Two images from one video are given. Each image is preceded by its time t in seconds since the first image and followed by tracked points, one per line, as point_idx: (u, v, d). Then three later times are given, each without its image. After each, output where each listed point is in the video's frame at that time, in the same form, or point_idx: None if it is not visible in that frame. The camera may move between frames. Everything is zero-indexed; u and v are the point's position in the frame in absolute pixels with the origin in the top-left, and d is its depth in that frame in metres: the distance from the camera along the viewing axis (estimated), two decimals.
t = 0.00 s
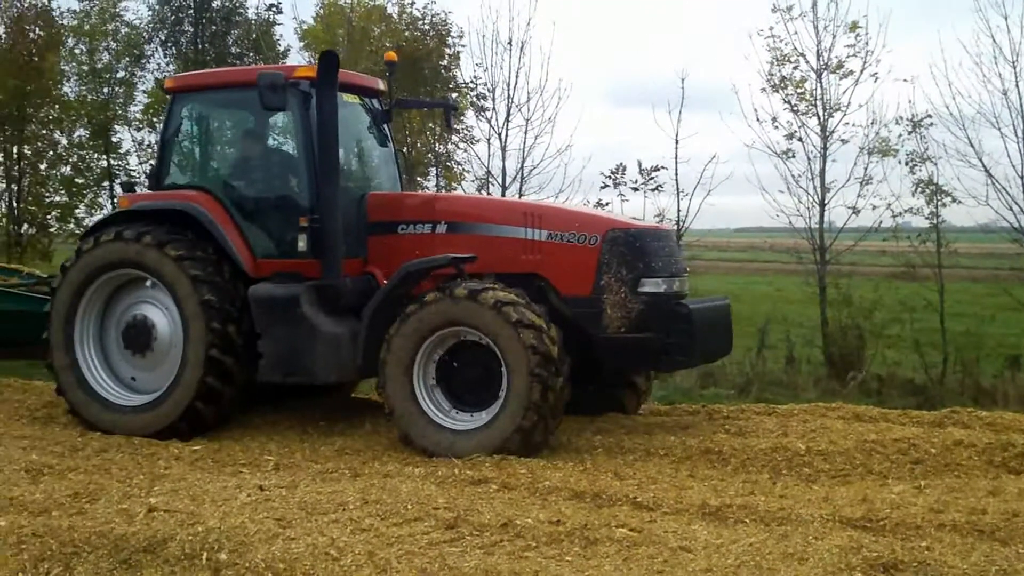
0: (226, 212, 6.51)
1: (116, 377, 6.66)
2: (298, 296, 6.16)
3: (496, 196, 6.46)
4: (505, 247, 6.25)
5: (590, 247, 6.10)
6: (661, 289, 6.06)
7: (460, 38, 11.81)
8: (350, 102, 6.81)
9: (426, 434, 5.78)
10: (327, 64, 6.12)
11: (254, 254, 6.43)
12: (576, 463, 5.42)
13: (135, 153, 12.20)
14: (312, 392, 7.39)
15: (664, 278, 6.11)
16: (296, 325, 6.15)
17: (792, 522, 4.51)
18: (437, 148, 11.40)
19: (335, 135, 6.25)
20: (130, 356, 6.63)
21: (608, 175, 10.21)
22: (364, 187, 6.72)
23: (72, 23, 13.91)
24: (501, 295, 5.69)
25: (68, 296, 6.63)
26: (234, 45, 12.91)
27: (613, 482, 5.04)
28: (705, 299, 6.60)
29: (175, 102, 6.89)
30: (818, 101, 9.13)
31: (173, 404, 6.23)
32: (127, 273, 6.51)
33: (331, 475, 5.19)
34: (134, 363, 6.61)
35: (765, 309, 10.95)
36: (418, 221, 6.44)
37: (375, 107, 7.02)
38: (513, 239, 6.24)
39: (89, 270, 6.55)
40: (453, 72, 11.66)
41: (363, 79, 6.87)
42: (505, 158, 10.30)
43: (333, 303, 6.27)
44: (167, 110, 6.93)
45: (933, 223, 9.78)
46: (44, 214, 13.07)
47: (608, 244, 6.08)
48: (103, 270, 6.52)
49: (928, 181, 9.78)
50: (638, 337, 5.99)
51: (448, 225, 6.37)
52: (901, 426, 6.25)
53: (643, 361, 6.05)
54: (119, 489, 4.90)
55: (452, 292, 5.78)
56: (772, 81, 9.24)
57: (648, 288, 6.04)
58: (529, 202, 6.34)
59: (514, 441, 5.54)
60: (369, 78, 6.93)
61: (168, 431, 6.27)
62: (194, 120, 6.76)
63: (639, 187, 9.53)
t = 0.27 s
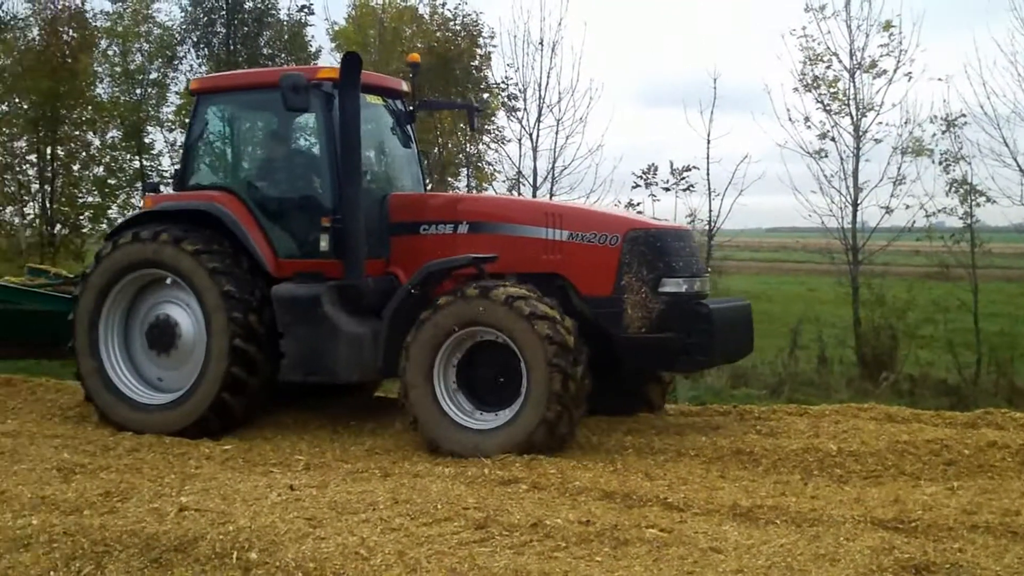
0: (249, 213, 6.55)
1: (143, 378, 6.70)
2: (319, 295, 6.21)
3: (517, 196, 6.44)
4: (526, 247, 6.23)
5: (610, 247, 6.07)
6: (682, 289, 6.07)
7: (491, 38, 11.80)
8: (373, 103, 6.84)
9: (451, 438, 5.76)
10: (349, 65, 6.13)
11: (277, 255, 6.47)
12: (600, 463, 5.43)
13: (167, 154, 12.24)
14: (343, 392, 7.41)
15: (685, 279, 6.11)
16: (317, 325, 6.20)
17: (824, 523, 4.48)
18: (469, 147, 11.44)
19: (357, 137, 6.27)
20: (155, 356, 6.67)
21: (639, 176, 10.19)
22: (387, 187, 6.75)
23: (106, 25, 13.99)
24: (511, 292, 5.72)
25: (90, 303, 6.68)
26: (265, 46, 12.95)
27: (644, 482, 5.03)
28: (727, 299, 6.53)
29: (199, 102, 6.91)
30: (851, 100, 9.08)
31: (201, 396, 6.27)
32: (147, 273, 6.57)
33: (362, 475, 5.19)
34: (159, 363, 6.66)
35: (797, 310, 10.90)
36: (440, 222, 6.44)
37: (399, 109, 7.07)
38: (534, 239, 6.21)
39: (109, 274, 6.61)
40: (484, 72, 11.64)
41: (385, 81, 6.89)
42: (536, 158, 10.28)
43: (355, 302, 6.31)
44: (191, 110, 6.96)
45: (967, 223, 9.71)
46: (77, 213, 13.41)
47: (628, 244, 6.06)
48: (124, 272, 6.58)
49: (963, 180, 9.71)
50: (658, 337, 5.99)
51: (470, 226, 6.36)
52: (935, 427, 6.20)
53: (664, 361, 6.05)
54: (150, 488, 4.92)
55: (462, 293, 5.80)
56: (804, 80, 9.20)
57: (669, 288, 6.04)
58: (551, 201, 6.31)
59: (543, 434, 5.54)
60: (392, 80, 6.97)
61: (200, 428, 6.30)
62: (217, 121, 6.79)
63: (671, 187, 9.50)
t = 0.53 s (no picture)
0: (275, 212, 6.58)
1: (175, 381, 6.73)
2: (343, 294, 6.25)
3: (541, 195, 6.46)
4: (548, 246, 6.25)
5: (632, 245, 6.07)
6: (704, 288, 6.04)
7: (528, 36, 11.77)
8: (398, 102, 6.86)
9: (482, 440, 5.73)
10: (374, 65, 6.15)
11: (303, 253, 6.51)
12: (637, 462, 5.41)
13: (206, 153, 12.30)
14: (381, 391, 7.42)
15: (708, 277, 6.08)
16: (341, 323, 6.25)
17: (862, 525, 4.45)
18: (506, 145, 11.44)
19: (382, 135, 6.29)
20: (185, 356, 6.72)
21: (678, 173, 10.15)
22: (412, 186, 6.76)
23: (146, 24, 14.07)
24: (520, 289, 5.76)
25: (117, 312, 6.76)
26: (303, 45, 12.98)
27: (681, 483, 5.01)
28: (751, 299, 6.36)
29: (226, 101, 6.94)
30: (891, 96, 9.01)
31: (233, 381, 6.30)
32: (171, 272, 6.65)
33: (398, 474, 5.20)
34: (191, 362, 6.70)
35: (837, 308, 10.83)
36: (464, 220, 6.47)
37: (424, 108, 7.08)
38: (556, 237, 6.23)
39: (135, 278, 6.70)
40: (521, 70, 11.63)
41: (411, 80, 6.90)
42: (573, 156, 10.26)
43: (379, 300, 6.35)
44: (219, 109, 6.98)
45: (1009, 219, 9.63)
46: (117, 212, 13.58)
47: (650, 242, 6.05)
48: (149, 275, 6.66)
49: (1004, 176, 9.63)
50: (681, 335, 5.95)
51: (494, 224, 6.39)
52: (976, 427, 6.15)
53: (688, 359, 6.00)
54: (187, 487, 4.94)
55: (472, 297, 5.85)
56: (844, 76, 9.13)
57: (691, 287, 6.02)
58: (574, 200, 6.32)
59: (568, 421, 5.50)
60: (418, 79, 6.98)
61: (234, 419, 6.32)
62: (242, 120, 6.81)
63: (709, 185, 9.46)
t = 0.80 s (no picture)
0: (289, 216, 6.60)
1: (194, 387, 6.73)
2: (357, 298, 6.25)
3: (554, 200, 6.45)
4: (559, 250, 6.25)
5: (644, 250, 6.08)
6: (716, 292, 6.05)
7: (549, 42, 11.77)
8: (412, 108, 6.87)
9: (501, 446, 5.70)
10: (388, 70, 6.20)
11: (316, 257, 6.51)
12: (658, 467, 5.40)
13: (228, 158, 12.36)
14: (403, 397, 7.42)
15: (719, 282, 6.11)
16: (355, 327, 6.25)
17: (886, 529, 4.42)
18: (528, 150, 11.51)
19: (396, 141, 6.34)
20: (202, 361, 6.74)
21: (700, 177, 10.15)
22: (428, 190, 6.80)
23: (169, 31, 14.13)
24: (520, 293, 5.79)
25: (129, 327, 6.78)
26: (325, 50, 13.01)
27: (704, 487, 4.99)
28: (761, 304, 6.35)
29: (242, 107, 6.99)
30: (914, 101, 8.99)
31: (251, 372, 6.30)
32: (179, 278, 6.69)
33: (420, 478, 5.19)
34: (208, 366, 6.72)
35: (860, 312, 10.80)
36: (477, 226, 6.47)
37: (438, 113, 7.06)
38: (568, 242, 6.23)
39: (144, 289, 6.74)
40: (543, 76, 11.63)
41: (425, 86, 6.90)
42: (594, 161, 10.26)
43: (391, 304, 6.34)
44: (234, 115, 7.03)
45: None
46: (139, 217, 13.75)
47: (662, 247, 6.06)
48: (158, 284, 6.71)
49: None
50: (694, 339, 5.95)
51: (507, 229, 6.39)
52: (1001, 432, 6.11)
53: (701, 364, 5.97)
54: (211, 490, 4.95)
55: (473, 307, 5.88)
56: (866, 82, 9.12)
57: (703, 291, 6.03)
58: (586, 205, 6.33)
59: (585, 415, 5.49)
60: (432, 85, 6.98)
61: (255, 415, 6.33)
62: (257, 127, 6.86)
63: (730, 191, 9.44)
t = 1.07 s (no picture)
0: (298, 217, 6.61)
1: (207, 388, 6.74)
2: (365, 298, 6.25)
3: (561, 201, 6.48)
4: (566, 251, 6.28)
5: (651, 251, 6.09)
6: (722, 293, 6.06)
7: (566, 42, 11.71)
8: (421, 110, 6.85)
9: (513, 446, 5.69)
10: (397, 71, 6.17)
11: (325, 259, 6.56)
12: (675, 467, 5.39)
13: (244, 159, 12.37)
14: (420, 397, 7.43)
15: (726, 282, 6.11)
16: (364, 327, 6.25)
17: (904, 530, 4.41)
18: (544, 151, 11.52)
19: (404, 142, 6.34)
20: (213, 361, 6.76)
21: (716, 177, 10.10)
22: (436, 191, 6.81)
23: (186, 32, 14.17)
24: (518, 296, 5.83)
25: (137, 334, 6.81)
26: (342, 51, 13.03)
27: (721, 487, 4.98)
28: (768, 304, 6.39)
29: (252, 108, 6.99)
30: (932, 101, 8.96)
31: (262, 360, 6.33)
32: (184, 281, 6.74)
33: (437, 479, 5.20)
34: (219, 366, 6.74)
35: (878, 311, 10.76)
36: (485, 226, 6.51)
37: (446, 115, 7.05)
38: (575, 242, 6.26)
39: (151, 295, 6.79)
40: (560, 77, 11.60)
41: (435, 87, 6.90)
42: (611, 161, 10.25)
43: (399, 303, 6.36)
44: (244, 116, 7.04)
45: None
46: (156, 218, 13.85)
47: (668, 247, 6.07)
48: (167, 286, 6.75)
49: None
50: (701, 340, 5.95)
51: (514, 229, 6.42)
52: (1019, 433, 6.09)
53: (708, 365, 5.97)
54: (227, 491, 4.95)
55: (473, 313, 5.91)
56: (884, 81, 9.08)
57: (709, 292, 6.04)
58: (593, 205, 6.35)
59: (591, 407, 5.48)
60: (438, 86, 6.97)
61: (270, 407, 6.33)
62: (269, 128, 6.88)
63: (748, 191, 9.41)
